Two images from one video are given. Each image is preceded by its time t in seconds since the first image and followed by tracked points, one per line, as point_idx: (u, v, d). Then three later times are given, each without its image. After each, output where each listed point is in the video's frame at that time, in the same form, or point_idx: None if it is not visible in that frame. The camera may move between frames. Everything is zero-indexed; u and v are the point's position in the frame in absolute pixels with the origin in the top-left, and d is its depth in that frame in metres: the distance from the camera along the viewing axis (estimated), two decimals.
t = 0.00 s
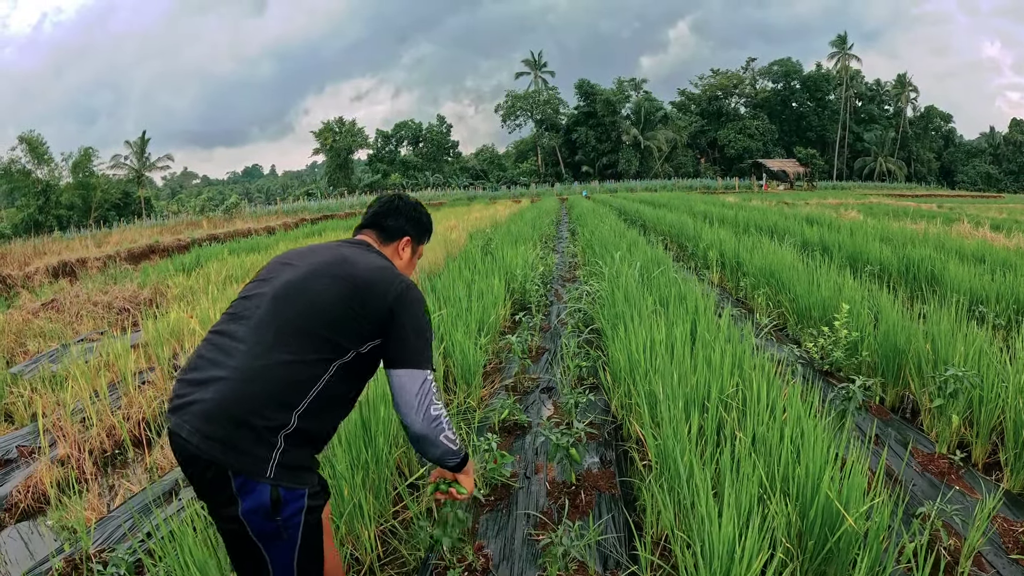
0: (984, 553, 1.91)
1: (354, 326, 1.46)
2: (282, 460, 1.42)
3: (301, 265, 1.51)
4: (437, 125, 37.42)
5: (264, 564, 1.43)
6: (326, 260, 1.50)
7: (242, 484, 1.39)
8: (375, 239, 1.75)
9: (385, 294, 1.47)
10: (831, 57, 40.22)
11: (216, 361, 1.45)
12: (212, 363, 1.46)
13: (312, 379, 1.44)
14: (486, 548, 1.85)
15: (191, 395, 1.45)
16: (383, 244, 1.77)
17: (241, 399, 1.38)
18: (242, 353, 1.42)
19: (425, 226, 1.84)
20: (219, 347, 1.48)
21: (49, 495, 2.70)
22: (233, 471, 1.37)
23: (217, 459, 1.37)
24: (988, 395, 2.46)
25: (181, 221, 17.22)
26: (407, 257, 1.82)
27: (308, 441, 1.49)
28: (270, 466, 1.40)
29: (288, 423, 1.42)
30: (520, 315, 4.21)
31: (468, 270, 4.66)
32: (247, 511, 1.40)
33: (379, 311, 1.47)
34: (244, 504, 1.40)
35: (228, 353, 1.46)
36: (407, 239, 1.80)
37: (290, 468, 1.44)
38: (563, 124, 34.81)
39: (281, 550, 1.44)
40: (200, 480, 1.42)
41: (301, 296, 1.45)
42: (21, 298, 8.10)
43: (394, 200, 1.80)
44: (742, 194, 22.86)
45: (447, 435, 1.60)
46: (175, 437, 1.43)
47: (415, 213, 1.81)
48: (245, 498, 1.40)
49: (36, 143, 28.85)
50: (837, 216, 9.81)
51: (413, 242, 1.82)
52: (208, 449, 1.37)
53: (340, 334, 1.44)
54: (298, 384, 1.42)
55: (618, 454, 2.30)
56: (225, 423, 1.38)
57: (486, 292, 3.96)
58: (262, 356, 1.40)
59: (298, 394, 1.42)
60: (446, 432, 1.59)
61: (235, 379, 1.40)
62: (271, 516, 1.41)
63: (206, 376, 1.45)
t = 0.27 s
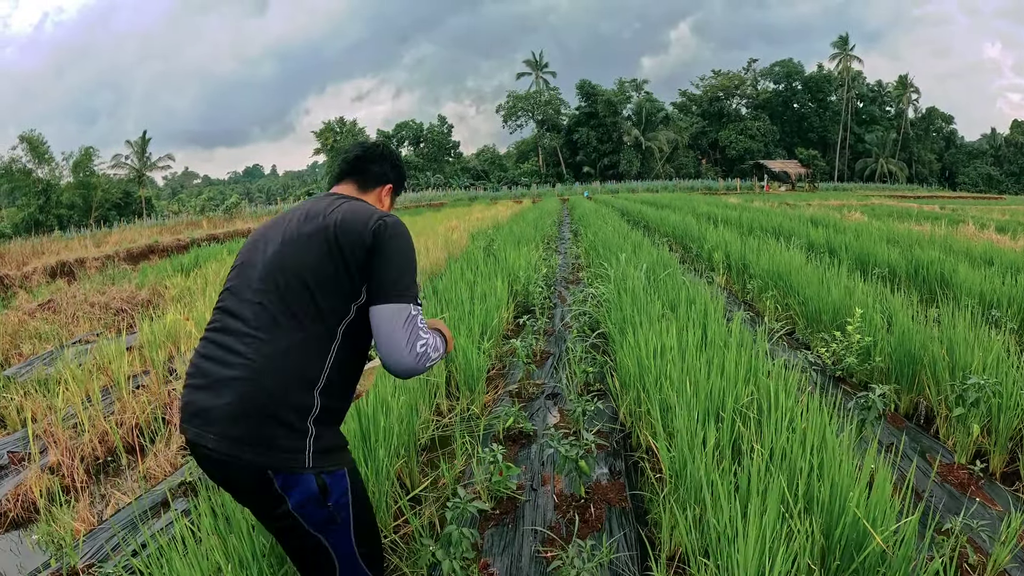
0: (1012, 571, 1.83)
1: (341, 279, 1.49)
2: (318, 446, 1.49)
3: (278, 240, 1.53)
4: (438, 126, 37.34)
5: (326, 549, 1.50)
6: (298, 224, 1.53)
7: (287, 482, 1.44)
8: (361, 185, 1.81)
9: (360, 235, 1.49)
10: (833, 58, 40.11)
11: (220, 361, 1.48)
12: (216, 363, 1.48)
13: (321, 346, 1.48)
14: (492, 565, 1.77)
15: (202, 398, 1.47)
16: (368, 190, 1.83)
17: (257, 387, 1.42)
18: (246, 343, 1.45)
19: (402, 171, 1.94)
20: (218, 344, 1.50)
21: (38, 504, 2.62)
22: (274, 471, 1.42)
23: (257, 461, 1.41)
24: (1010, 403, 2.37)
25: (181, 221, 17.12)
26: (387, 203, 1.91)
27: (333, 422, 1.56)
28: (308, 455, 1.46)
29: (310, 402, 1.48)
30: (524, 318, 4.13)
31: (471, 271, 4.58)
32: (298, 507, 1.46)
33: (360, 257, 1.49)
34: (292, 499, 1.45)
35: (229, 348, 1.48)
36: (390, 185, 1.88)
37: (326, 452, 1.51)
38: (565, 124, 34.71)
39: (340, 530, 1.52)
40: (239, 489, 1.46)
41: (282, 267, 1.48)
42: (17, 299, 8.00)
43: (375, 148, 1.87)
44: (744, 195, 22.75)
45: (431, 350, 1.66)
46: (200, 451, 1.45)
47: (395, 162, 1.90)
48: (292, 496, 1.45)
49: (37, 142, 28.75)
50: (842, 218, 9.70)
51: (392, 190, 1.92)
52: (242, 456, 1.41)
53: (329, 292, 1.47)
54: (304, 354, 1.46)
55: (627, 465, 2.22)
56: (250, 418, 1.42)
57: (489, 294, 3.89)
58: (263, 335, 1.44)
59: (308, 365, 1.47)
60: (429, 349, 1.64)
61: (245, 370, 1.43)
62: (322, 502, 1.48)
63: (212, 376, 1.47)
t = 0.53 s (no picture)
0: None
1: (337, 274, 1.36)
2: (342, 445, 1.40)
3: (260, 237, 1.39)
4: (438, 126, 37.28)
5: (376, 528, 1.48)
6: (280, 217, 1.39)
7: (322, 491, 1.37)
8: (343, 156, 1.63)
9: (353, 222, 1.35)
10: (835, 58, 40.04)
11: (221, 381, 1.37)
12: (217, 384, 1.38)
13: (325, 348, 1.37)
14: None
15: (210, 423, 1.37)
16: (352, 162, 1.65)
17: (266, 406, 1.31)
18: (245, 357, 1.34)
19: (385, 136, 1.75)
20: (215, 362, 1.39)
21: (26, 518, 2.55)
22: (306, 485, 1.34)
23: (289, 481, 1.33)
24: None
25: (181, 221, 17.07)
26: (374, 174, 1.73)
27: (352, 415, 1.47)
28: (336, 460, 1.38)
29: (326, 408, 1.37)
30: (528, 323, 4.04)
31: (473, 274, 4.49)
32: (340, 505, 1.40)
33: (356, 248, 1.36)
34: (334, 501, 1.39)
35: (228, 366, 1.37)
36: (374, 154, 1.70)
37: (350, 448, 1.42)
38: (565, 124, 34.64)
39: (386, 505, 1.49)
40: (272, 508, 1.37)
41: (271, 270, 1.35)
42: (14, 300, 7.93)
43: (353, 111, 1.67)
44: (745, 195, 22.69)
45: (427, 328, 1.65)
46: (221, 481, 1.36)
47: (378, 126, 1.72)
48: (331, 501, 1.39)
49: (37, 141, 28.71)
50: (846, 219, 9.62)
51: (378, 159, 1.74)
52: (271, 480, 1.33)
53: (325, 288, 1.34)
54: (309, 360, 1.34)
55: (639, 481, 2.13)
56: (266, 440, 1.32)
57: (493, 298, 3.80)
58: (262, 348, 1.33)
59: (316, 372, 1.35)
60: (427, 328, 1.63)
61: (250, 390, 1.32)
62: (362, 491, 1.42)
63: (216, 399, 1.37)
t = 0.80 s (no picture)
0: None
1: (353, 288, 1.34)
2: (371, 457, 1.44)
3: (269, 251, 1.36)
4: (439, 125, 37.23)
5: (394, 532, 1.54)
6: (290, 230, 1.35)
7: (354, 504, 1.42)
8: (349, 156, 1.58)
9: (367, 234, 1.34)
10: (835, 57, 39.99)
11: (240, 402, 1.35)
12: (235, 406, 1.36)
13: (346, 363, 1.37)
14: None
15: (231, 444, 1.36)
16: (360, 162, 1.60)
17: (290, 425, 1.31)
18: (265, 377, 1.32)
19: (392, 134, 1.70)
20: (231, 382, 1.37)
21: (22, 528, 2.54)
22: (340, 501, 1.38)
23: (321, 499, 1.35)
24: None
25: (181, 220, 17.05)
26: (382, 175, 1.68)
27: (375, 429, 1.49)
28: (367, 474, 1.42)
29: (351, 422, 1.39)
30: (531, 327, 4.00)
31: (475, 276, 4.45)
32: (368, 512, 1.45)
33: (370, 260, 1.34)
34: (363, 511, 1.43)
35: (246, 385, 1.35)
36: (383, 154, 1.66)
37: (377, 459, 1.46)
38: (566, 123, 34.61)
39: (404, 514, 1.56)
40: (302, 520, 1.39)
41: (284, 287, 1.32)
42: (13, 301, 7.90)
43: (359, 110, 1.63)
44: (746, 195, 22.68)
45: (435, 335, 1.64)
46: (243, 499, 1.36)
47: (386, 125, 1.67)
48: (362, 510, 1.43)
49: (38, 141, 28.69)
50: (849, 219, 9.58)
51: (386, 159, 1.69)
52: (302, 497, 1.34)
53: (343, 303, 1.34)
54: (330, 376, 1.34)
55: (646, 491, 2.09)
56: (292, 460, 1.32)
57: (496, 301, 3.76)
58: (282, 367, 1.31)
59: (337, 387, 1.36)
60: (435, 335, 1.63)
61: (274, 411, 1.32)
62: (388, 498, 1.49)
63: (236, 420, 1.36)
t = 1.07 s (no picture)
0: None
1: (369, 289, 1.40)
2: (379, 468, 1.49)
3: (288, 252, 1.41)
4: (437, 120, 37.05)
5: (389, 548, 1.56)
6: (309, 234, 1.41)
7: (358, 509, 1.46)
8: (363, 158, 1.66)
9: (384, 238, 1.39)
10: (835, 52, 39.84)
11: (260, 400, 1.41)
12: (256, 403, 1.42)
13: (362, 363, 1.43)
14: None
15: (249, 439, 1.42)
16: (374, 164, 1.68)
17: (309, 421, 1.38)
18: (286, 375, 1.39)
19: (407, 134, 1.77)
20: (250, 379, 1.43)
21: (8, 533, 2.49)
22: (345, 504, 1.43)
23: (330, 500, 1.40)
24: None
25: (177, 216, 16.91)
26: (396, 176, 1.75)
27: (387, 438, 1.54)
28: (374, 479, 1.47)
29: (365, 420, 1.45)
30: (529, 323, 3.94)
31: (473, 272, 4.38)
32: (368, 521, 1.49)
33: (385, 263, 1.40)
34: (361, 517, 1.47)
35: (267, 383, 1.41)
36: (396, 155, 1.73)
37: (384, 469, 1.51)
38: (564, 119, 34.46)
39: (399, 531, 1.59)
40: (305, 518, 1.44)
41: (304, 288, 1.38)
42: (6, 299, 7.81)
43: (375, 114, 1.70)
44: (745, 190, 22.59)
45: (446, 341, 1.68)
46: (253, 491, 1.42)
47: (400, 127, 1.74)
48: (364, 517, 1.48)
49: (33, 137, 28.49)
50: (850, 215, 9.50)
51: (400, 160, 1.75)
52: (310, 497, 1.39)
53: (361, 305, 1.40)
54: (347, 374, 1.41)
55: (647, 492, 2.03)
56: (310, 455, 1.38)
57: (493, 297, 3.69)
58: (302, 365, 1.38)
59: (353, 383, 1.42)
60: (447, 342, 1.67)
61: (293, 407, 1.38)
62: (388, 510, 1.53)
63: (255, 415, 1.42)
